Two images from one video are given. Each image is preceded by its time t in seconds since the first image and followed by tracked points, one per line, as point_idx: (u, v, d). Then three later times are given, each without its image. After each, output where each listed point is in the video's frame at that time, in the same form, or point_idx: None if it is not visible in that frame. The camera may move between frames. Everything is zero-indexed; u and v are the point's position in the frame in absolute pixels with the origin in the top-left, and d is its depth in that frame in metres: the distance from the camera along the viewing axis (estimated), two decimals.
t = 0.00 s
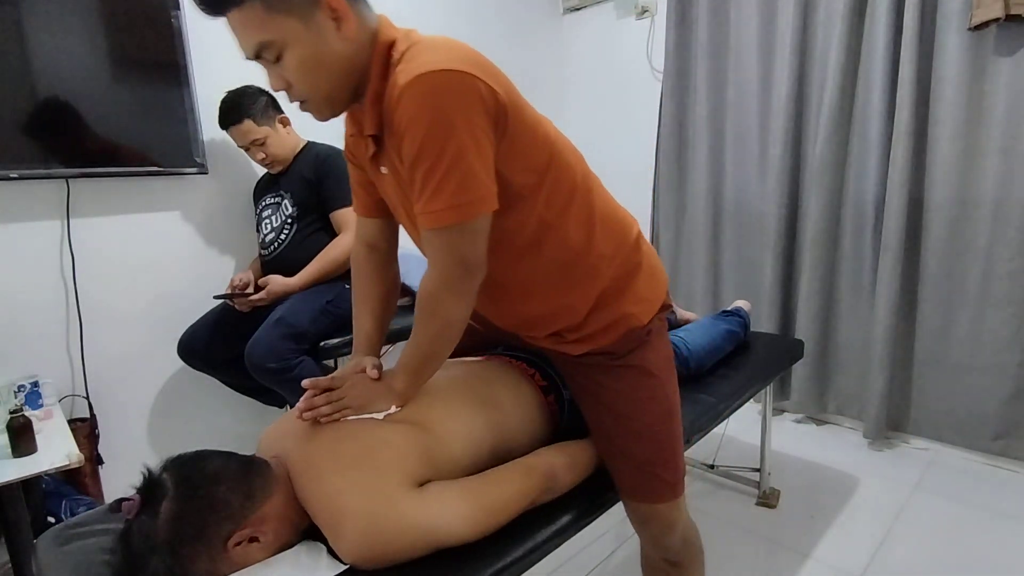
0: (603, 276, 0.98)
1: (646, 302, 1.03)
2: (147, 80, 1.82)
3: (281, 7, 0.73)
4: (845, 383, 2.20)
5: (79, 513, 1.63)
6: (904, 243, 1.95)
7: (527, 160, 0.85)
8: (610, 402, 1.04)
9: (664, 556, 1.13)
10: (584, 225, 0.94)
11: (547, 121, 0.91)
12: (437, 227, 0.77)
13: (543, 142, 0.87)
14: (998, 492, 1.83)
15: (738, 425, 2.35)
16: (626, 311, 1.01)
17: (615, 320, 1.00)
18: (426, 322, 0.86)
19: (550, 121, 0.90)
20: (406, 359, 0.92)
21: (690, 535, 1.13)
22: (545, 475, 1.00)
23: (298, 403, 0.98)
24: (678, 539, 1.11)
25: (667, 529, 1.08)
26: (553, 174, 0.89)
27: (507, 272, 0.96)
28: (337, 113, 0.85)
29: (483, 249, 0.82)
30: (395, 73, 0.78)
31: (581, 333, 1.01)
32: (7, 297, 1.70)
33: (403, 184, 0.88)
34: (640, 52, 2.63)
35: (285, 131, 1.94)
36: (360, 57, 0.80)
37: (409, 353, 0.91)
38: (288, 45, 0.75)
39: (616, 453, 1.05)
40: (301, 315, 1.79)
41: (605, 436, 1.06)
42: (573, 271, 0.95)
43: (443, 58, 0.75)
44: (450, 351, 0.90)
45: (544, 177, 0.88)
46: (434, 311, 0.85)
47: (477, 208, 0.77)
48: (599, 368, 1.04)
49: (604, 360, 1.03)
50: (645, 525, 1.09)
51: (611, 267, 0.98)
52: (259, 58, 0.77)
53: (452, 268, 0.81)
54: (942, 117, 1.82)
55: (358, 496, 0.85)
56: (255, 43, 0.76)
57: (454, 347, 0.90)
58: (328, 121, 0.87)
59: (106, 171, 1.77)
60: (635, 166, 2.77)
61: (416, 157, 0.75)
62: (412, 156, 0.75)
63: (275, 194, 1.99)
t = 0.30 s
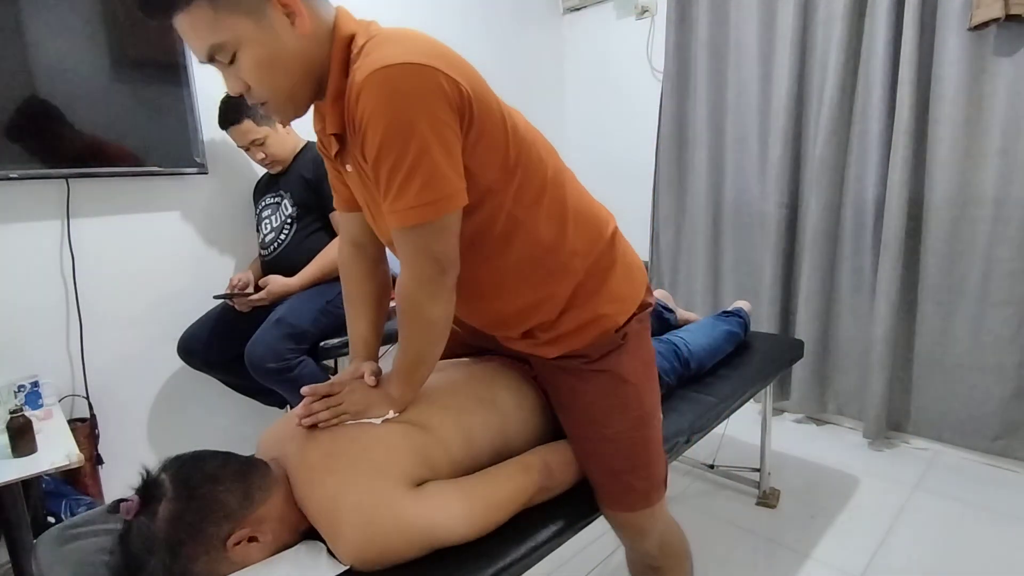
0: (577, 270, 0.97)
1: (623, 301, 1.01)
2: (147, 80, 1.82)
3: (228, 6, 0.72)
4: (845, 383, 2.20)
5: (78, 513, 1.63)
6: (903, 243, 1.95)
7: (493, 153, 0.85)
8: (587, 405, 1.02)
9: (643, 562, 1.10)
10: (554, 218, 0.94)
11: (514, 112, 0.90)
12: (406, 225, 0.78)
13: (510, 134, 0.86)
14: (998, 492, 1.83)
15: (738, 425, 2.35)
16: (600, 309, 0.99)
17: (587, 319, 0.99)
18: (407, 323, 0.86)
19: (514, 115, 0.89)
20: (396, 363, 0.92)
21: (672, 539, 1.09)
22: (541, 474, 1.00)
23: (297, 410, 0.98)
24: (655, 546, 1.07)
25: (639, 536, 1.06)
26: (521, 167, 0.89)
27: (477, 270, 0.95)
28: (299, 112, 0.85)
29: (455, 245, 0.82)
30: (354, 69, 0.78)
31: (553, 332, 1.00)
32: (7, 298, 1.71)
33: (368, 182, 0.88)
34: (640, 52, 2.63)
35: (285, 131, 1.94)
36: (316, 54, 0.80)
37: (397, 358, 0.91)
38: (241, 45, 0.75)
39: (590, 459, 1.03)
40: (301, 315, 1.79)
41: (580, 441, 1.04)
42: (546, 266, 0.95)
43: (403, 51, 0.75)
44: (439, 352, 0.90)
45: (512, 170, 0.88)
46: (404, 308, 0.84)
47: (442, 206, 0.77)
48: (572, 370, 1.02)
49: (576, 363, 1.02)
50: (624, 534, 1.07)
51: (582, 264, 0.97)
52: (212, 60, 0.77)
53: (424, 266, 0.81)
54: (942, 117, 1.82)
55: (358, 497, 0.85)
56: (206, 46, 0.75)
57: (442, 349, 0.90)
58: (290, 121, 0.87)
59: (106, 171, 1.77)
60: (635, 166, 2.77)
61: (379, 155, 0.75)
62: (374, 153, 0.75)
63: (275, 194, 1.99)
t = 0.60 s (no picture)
0: (577, 270, 0.97)
1: (621, 302, 1.01)
2: (147, 80, 1.82)
3: None
4: (845, 383, 2.20)
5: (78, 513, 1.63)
6: (903, 243, 1.95)
7: (496, 152, 0.85)
8: (581, 406, 1.02)
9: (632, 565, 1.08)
10: (557, 218, 0.94)
11: (518, 112, 0.90)
12: (407, 220, 0.77)
13: (513, 134, 0.86)
14: (998, 492, 1.83)
15: (737, 425, 2.35)
16: (598, 310, 0.99)
17: (585, 319, 0.99)
18: (409, 319, 0.86)
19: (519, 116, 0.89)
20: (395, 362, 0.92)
21: (661, 543, 1.07)
22: (540, 474, 1.00)
23: (297, 412, 0.98)
24: (644, 551, 1.06)
25: (625, 540, 1.05)
26: (523, 167, 0.89)
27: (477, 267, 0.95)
28: (305, 106, 0.84)
29: (457, 242, 0.82)
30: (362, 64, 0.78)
31: (549, 332, 1.00)
32: (6, 298, 1.71)
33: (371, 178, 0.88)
34: (640, 52, 2.63)
35: (285, 131, 1.94)
36: (323, 49, 0.81)
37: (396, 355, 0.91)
38: (250, 39, 0.74)
39: (582, 460, 1.03)
40: (300, 315, 1.79)
41: (572, 443, 1.04)
42: (547, 266, 0.95)
43: (410, 47, 0.75)
44: (440, 348, 0.90)
45: (513, 170, 0.88)
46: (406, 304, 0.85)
47: (445, 202, 0.76)
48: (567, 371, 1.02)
49: (570, 364, 1.02)
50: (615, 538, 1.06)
51: (582, 264, 0.97)
52: (220, 54, 0.77)
53: (425, 262, 0.81)
54: (942, 117, 1.82)
55: (358, 498, 0.85)
56: (215, 39, 0.75)
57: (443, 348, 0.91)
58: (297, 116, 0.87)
59: (105, 171, 1.77)
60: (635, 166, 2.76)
61: (384, 149, 0.75)
62: (379, 147, 0.76)
63: (275, 194, 1.99)
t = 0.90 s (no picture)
0: (598, 271, 0.98)
1: (636, 305, 1.04)
2: (147, 79, 1.82)
3: None
4: (845, 383, 2.20)
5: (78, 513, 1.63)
6: (903, 243, 1.95)
7: (530, 155, 0.87)
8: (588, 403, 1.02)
9: (631, 565, 1.08)
10: (583, 222, 0.95)
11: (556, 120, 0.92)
12: (438, 207, 0.78)
13: (549, 139, 0.88)
14: (998, 492, 1.83)
15: (737, 425, 2.35)
16: (612, 311, 1.00)
17: (598, 319, 1.00)
18: (422, 307, 0.87)
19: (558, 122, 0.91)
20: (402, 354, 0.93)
21: (662, 543, 1.06)
22: (541, 474, 1.00)
23: (299, 411, 0.99)
24: (645, 552, 1.05)
25: (629, 540, 1.05)
26: (554, 171, 0.91)
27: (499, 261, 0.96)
28: (351, 90, 0.86)
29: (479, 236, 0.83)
30: (414, 54, 0.80)
31: (562, 329, 1.01)
32: (6, 298, 1.70)
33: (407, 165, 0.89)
34: (640, 52, 2.63)
35: (285, 131, 1.94)
36: (377, 37, 0.82)
37: (404, 347, 0.92)
38: (306, 20, 0.76)
39: (586, 457, 1.03)
40: (300, 315, 1.79)
41: (576, 441, 1.04)
42: (569, 264, 0.96)
43: (462, 44, 0.77)
44: (446, 339, 0.90)
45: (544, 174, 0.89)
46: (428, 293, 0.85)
47: (477, 194, 0.77)
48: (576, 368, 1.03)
49: (581, 360, 1.02)
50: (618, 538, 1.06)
51: (602, 265, 0.99)
52: (276, 31, 0.78)
53: (449, 251, 0.82)
54: (942, 117, 1.82)
55: (359, 497, 0.85)
56: (273, 16, 0.76)
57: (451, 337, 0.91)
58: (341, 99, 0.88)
59: (105, 171, 1.77)
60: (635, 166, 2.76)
61: (425, 136, 0.76)
62: (421, 135, 0.77)
63: (275, 194, 1.99)
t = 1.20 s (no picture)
0: (594, 270, 0.99)
1: (634, 303, 1.04)
2: (147, 79, 1.82)
3: None
4: (845, 383, 2.20)
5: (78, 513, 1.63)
6: (904, 243, 1.95)
7: (525, 153, 0.88)
8: (587, 402, 1.02)
9: (632, 564, 1.08)
10: (579, 220, 0.96)
11: (551, 118, 0.93)
12: (434, 206, 0.79)
13: (544, 137, 0.89)
14: (998, 492, 1.83)
15: (737, 425, 2.35)
16: (609, 309, 1.01)
17: (596, 317, 1.00)
18: (418, 306, 0.87)
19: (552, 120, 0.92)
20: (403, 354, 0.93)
21: (663, 541, 1.06)
22: (542, 474, 1.00)
23: (300, 406, 0.98)
24: (646, 550, 1.05)
25: (630, 538, 1.05)
26: (550, 169, 0.91)
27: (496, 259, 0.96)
28: (349, 87, 0.86)
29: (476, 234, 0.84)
30: (409, 52, 0.80)
31: (560, 327, 1.01)
32: (6, 298, 1.70)
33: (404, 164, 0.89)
34: (640, 52, 2.63)
35: (285, 131, 1.94)
36: (376, 35, 0.82)
37: (403, 346, 0.92)
38: (306, 16, 0.75)
39: (586, 457, 1.03)
40: (301, 315, 1.79)
41: (576, 440, 1.04)
42: (565, 263, 0.96)
43: (457, 43, 0.77)
44: (445, 337, 0.90)
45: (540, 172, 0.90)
46: (426, 292, 0.85)
47: (472, 192, 0.78)
48: (574, 367, 1.03)
49: (579, 359, 1.03)
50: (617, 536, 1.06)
51: (598, 263, 0.99)
52: (276, 28, 0.78)
53: (446, 249, 0.82)
54: (942, 117, 1.82)
55: (360, 497, 0.85)
56: (273, 13, 0.75)
57: (450, 336, 0.91)
58: (339, 97, 0.88)
59: (105, 171, 1.77)
60: (635, 166, 2.76)
61: (421, 134, 0.77)
62: (415, 133, 0.77)
63: (275, 194, 1.99)
